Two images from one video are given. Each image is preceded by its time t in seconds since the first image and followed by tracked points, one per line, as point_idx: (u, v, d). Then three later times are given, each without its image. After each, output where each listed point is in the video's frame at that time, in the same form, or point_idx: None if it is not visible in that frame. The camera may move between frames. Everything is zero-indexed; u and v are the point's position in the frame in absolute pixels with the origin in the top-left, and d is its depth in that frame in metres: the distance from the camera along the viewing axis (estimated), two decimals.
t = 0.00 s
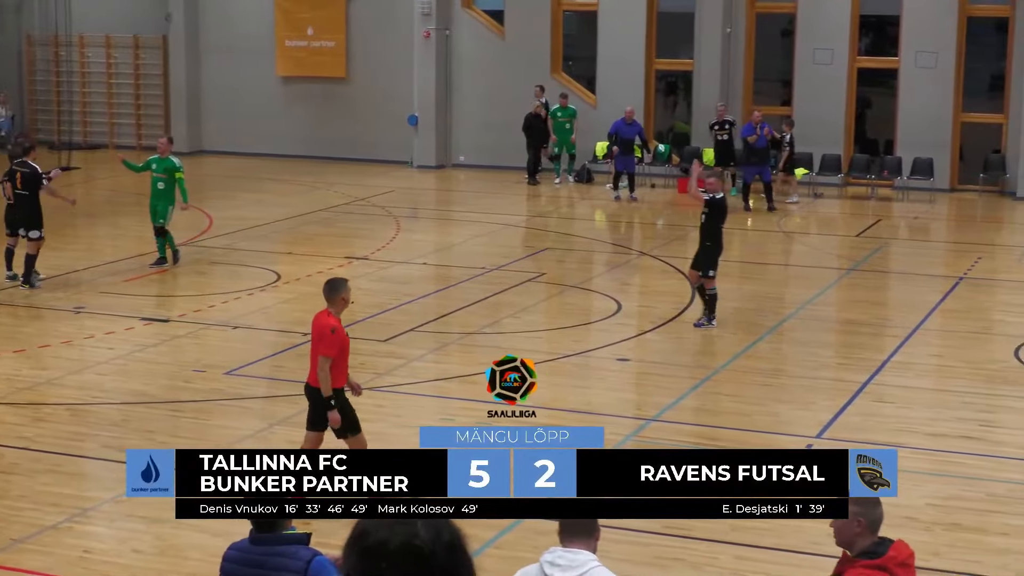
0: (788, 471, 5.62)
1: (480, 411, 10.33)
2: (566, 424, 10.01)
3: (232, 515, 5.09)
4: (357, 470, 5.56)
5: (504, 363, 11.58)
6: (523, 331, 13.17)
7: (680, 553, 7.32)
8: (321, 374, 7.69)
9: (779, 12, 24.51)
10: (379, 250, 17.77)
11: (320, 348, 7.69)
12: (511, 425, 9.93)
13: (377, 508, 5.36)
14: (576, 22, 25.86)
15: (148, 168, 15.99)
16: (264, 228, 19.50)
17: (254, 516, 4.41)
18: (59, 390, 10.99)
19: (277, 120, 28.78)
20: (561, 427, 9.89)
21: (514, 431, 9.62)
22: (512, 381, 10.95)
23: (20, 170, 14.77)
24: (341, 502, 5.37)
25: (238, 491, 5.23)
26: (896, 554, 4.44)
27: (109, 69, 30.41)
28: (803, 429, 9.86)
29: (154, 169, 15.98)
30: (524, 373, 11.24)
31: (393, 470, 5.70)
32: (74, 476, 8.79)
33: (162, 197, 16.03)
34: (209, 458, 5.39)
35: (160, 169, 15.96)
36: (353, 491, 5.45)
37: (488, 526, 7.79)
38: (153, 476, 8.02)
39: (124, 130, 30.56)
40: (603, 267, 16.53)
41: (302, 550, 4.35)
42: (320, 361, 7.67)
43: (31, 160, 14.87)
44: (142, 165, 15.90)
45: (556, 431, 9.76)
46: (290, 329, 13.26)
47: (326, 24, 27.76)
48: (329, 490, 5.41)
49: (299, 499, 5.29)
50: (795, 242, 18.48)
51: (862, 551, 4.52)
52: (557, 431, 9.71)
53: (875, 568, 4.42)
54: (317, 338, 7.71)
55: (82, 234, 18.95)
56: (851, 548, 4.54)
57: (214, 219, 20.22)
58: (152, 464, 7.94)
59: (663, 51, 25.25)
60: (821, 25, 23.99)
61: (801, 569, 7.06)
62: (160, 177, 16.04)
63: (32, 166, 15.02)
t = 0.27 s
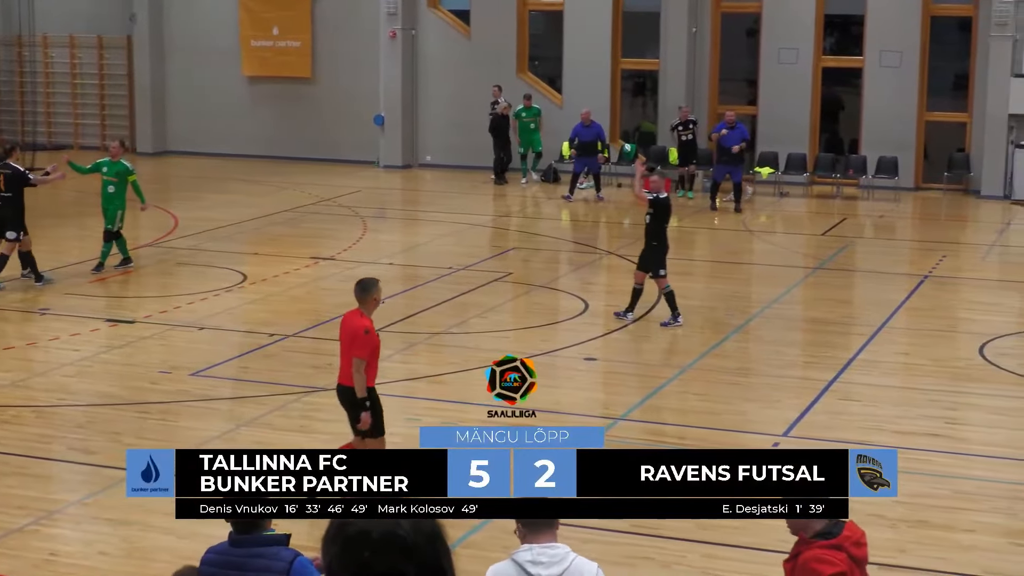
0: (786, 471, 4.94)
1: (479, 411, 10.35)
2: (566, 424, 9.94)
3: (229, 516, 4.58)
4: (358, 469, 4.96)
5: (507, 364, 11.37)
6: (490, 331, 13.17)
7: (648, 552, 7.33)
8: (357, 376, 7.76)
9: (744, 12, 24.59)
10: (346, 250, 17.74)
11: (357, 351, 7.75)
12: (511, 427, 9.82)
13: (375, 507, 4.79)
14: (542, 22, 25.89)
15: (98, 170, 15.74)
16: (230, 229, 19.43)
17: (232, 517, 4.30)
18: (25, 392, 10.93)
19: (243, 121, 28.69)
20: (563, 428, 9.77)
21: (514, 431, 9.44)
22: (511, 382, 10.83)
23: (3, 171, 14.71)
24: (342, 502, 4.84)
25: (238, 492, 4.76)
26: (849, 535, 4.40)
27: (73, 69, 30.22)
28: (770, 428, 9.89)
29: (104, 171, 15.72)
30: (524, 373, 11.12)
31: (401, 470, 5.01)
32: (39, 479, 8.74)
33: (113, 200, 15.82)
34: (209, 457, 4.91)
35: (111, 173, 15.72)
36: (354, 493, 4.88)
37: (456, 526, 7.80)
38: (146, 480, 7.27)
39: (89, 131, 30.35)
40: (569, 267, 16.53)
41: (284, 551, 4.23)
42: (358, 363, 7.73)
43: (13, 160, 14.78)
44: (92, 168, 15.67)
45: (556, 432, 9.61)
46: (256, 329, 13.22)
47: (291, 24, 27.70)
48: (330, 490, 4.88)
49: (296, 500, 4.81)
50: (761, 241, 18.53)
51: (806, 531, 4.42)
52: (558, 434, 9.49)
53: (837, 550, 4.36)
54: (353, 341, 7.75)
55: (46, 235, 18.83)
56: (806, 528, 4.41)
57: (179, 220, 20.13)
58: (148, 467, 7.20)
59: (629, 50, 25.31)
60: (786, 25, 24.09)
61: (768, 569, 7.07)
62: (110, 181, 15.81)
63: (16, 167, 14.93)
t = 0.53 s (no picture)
0: (787, 471, 5.01)
1: (478, 411, 10.30)
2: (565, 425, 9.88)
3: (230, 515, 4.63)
4: (358, 470, 5.14)
5: (504, 362, 11.08)
6: (457, 331, 13.16)
7: (615, 551, 7.34)
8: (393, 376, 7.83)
9: (709, 11, 24.65)
10: (313, 250, 17.69)
11: (389, 350, 7.84)
12: (507, 425, 9.37)
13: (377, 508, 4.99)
14: (508, 22, 25.89)
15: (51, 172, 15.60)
16: (197, 229, 19.35)
17: (225, 517, 4.41)
18: None
19: (209, 120, 28.59)
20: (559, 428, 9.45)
21: (514, 431, 9.12)
22: (512, 382, 10.65)
23: None
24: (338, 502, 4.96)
25: (240, 491, 4.82)
26: (787, 527, 4.34)
27: (37, 69, 30.02)
28: (737, 426, 9.91)
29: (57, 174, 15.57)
30: (524, 372, 10.99)
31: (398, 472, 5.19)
32: (4, 481, 8.68)
33: (69, 201, 15.68)
34: (209, 458, 4.98)
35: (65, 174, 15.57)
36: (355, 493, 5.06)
37: (424, 527, 7.76)
38: (147, 478, 7.36)
39: (53, 132, 30.13)
40: (536, 267, 16.52)
41: (274, 553, 4.31)
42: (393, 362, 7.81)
43: None
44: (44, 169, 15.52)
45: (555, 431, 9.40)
46: (222, 330, 13.17)
47: (256, 23, 27.62)
48: (329, 490, 5.01)
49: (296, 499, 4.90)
50: (728, 240, 18.55)
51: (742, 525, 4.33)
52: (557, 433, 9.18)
53: (774, 542, 4.28)
54: (384, 341, 7.84)
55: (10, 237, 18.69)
56: (744, 523, 4.32)
57: (145, 221, 20.04)
58: (151, 466, 7.24)
59: (595, 50, 25.36)
60: (751, 24, 24.15)
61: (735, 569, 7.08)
62: (64, 182, 15.66)
63: None
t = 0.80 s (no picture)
0: (788, 470, 5.36)
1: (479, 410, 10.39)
2: (566, 424, 9.85)
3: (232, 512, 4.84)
4: (357, 470, 5.46)
5: (503, 362, 11.20)
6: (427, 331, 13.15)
7: (585, 550, 7.35)
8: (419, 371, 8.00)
9: (678, 11, 24.70)
10: (282, 251, 17.63)
11: (414, 346, 7.98)
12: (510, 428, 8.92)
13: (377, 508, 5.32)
14: (476, 22, 25.90)
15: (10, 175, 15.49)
16: (165, 231, 19.26)
17: (226, 517, 4.49)
18: None
19: (177, 121, 28.49)
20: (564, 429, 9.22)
21: (513, 431, 8.52)
22: (512, 382, 10.76)
23: None
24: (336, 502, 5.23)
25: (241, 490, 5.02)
26: (698, 529, 4.68)
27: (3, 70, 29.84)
28: (707, 425, 9.93)
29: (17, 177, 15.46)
30: (524, 373, 11.05)
31: (397, 472, 5.55)
32: None
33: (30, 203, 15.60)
34: (209, 458, 5.22)
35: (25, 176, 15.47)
36: (355, 492, 5.35)
37: (394, 528, 7.75)
38: (147, 480, 7.40)
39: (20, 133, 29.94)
40: (506, 267, 16.49)
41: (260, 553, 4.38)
42: (418, 359, 7.97)
43: None
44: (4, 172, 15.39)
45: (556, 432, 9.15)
46: (191, 331, 13.13)
47: (225, 23, 27.57)
48: (329, 489, 5.28)
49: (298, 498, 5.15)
50: (698, 240, 18.55)
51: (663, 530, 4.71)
52: (556, 434, 8.80)
53: (682, 543, 4.63)
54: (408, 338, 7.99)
55: None
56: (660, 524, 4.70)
57: (113, 222, 19.92)
58: (150, 467, 7.28)
59: (564, 50, 25.39)
60: (720, 24, 24.21)
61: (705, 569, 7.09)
62: (25, 183, 15.57)
63: None
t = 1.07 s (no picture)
0: (788, 471, 5.49)
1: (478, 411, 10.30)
2: (566, 424, 9.84)
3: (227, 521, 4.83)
4: (357, 469, 5.39)
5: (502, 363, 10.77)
6: (385, 331, 13.13)
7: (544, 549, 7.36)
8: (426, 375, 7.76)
9: (636, 11, 24.75)
10: (239, 252, 17.57)
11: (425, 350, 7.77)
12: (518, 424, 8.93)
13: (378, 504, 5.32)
14: (435, 22, 25.89)
15: None
16: (121, 232, 19.15)
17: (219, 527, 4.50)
18: None
19: (134, 122, 28.34)
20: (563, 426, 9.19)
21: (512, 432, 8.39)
22: (512, 382, 10.50)
23: None
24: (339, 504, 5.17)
25: (238, 491, 5.05)
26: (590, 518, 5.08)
27: None
28: (666, 423, 9.96)
29: None
30: (524, 373, 10.79)
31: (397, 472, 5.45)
32: None
33: None
34: (209, 458, 5.17)
35: None
36: (355, 491, 5.29)
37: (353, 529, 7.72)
38: (150, 479, 7.39)
39: None
40: (465, 267, 16.48)
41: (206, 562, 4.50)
42: (426, 362, 7.75)
43: None
44: None
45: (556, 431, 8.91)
46: (148, 333, 13.07)
47: (182, 23, 27.46)
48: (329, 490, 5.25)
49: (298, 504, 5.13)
50: (657, 240, 18.57)
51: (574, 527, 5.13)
52: (554, 435, 8.61)
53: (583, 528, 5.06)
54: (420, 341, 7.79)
55: None
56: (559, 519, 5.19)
57: (69, 223, 19.81)
58: (153, 467, 7.19)
59: (522, 50, 25.41)
60: (678, 24, 24.28)
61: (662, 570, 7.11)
62: None
63: None
